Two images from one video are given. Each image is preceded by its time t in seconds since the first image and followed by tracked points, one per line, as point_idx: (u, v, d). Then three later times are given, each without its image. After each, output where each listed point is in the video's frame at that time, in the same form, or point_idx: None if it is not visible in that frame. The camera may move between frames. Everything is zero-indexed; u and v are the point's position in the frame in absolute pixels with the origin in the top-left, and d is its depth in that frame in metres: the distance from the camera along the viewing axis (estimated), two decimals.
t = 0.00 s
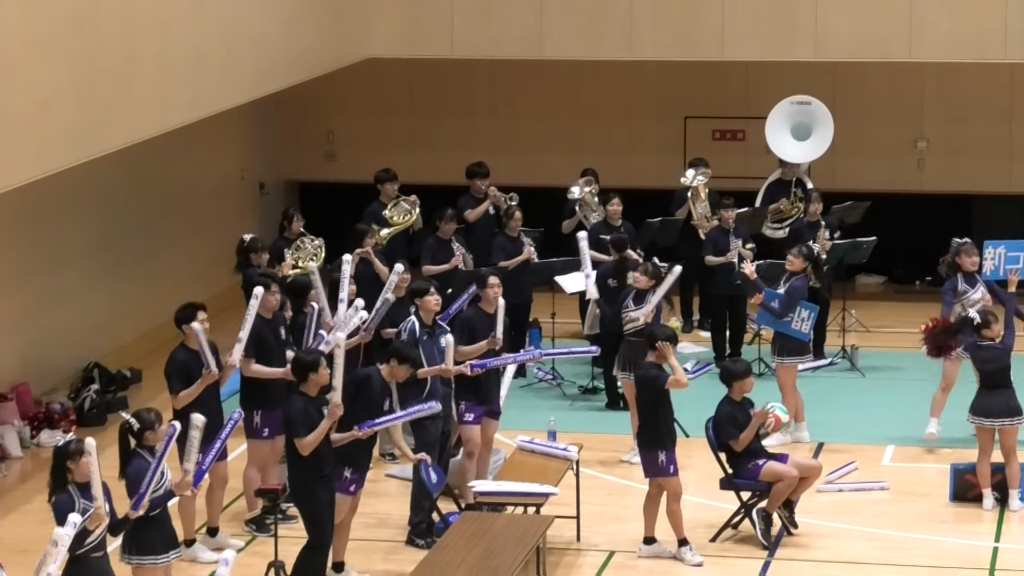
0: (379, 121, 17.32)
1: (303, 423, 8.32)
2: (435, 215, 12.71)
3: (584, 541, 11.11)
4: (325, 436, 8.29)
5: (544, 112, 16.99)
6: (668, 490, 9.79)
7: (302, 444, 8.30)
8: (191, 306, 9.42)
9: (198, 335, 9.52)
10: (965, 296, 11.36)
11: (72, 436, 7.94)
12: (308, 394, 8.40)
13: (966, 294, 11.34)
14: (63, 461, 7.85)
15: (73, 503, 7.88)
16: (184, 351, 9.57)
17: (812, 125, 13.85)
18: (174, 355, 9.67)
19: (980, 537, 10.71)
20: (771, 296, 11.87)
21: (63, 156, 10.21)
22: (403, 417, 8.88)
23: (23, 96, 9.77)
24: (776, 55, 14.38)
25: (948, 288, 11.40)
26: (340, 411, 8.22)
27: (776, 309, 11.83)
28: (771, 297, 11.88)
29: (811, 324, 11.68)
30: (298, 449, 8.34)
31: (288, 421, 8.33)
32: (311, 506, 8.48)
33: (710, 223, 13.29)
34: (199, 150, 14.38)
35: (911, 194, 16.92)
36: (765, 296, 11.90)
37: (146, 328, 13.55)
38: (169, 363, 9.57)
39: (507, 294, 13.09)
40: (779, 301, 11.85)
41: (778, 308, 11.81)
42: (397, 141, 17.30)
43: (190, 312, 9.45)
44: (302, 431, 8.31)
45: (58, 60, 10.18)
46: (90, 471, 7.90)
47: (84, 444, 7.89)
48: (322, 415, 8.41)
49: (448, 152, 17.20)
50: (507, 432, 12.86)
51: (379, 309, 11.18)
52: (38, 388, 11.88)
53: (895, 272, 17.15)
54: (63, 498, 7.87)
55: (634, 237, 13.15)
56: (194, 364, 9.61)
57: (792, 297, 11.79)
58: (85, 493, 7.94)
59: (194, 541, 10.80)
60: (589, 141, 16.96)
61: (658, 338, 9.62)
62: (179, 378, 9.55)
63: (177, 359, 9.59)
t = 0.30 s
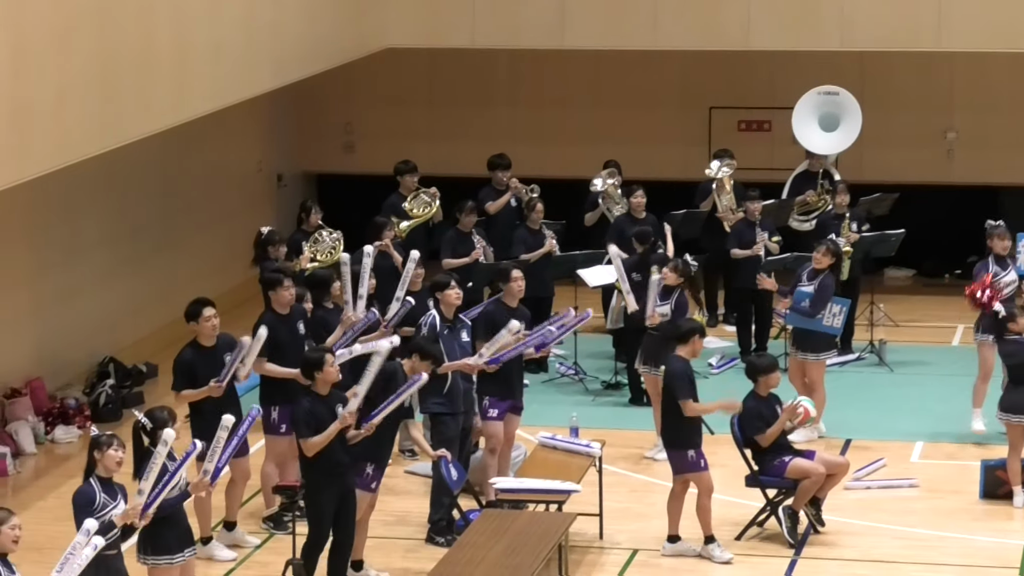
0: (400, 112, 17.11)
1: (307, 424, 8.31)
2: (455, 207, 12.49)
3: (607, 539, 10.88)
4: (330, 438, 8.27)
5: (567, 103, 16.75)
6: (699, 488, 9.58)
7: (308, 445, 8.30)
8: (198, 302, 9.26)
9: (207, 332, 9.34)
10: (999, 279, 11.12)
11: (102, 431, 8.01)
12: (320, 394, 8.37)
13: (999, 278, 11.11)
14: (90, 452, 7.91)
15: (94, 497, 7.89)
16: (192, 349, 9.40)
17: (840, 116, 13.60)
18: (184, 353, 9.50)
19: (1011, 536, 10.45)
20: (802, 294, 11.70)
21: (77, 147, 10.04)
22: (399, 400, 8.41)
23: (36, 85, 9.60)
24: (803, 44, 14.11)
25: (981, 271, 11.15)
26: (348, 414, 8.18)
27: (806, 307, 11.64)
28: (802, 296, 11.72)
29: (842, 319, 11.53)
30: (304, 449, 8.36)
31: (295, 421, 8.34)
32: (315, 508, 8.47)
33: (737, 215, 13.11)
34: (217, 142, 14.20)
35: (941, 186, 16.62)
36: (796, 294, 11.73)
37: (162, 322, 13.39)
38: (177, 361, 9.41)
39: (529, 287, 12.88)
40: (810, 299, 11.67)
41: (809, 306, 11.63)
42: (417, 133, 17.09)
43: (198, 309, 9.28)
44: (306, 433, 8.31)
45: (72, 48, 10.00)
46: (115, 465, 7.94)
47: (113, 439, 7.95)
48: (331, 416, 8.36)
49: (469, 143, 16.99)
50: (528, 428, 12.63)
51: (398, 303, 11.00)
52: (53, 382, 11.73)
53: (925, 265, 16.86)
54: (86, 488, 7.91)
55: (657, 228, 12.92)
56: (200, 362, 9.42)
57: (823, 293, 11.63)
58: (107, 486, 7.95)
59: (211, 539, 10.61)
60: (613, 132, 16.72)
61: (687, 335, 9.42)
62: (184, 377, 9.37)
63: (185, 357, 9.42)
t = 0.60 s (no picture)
0: (421, 102, 16.68)
1: (308, 421, 8.27)
2: (475, 198, 12.05)
3: (633, 543, 10.42)
4: (331, 437, 8.22)
5: (592, 91, 16.29)
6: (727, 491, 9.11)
7: (308, 442, 8.27)
8: (211, 298, 8.77)
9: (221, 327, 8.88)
10: None
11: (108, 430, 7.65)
12: (324, 390, 8.33)
13: None
14: (93, 453, 7.54)
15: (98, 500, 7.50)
16: (206, 344, 8.94)
17: (876, 103, 13.16)
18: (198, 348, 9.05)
19: None
20: (835, 287, 11.21)
21: (85, 136, 9.65)
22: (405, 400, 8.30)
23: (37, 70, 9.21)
24: (837, 29, 13.61)
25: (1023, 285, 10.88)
26: (352, 423, 8.16)
27: (840, 300, 11.15)
28: (834, 289, 11.23)
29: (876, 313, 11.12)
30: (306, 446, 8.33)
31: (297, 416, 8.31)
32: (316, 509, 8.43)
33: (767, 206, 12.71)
34: (231, 132, 13.81)
35: (978, 176, 16.10)
36: (828, 288, 11.24)
37: (173, 317, 13.01)
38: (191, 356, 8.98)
39: (552, 281, 12.44)
40: (843, 292, 11.17)
41: (841, 299, 11.13)
42: (438, 123, 16.66)
43: (210, 303, 8.81)
44: (307, 430, 8.28)
45: (77, 33, 9.60)
46: (120, 466, 7.56)
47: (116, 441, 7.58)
48: (335, 413, 8.31)
49: (490, 133, 16.55)
50: (551, 428, 12.19)
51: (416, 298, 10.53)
52: (59, 380, 11.36)
53: (962, 257, 16.34)
54: (90, 491, 7.52)
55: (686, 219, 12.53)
56: (215, 358, 8.97)
57: (856, 286, 11.12)
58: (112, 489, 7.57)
59: (222, 542, 10.20)
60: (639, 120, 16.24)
61: (728, 332, 8.96)
62: (198, 374, 8.93)
63: (199, 352, 8.96)
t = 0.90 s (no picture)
0: (444, 89, 16.21)
1: (313, 416, 7.79)
2: (497, 188, 11.58)
3: (663, 547, 9.94)
4: (335, 433, 7.76)
5: (621, 76, 15.78)
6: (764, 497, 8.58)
7: (312, 439, 7.80)
8: (235, 288, 8.37)
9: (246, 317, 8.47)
10: None
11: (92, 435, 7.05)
12: (331, 385, 7.86)
13: None
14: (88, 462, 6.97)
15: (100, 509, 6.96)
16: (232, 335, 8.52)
17: (916, 87, 12.67)
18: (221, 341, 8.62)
19: None
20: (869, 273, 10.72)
21: (91, 125, 9.22)
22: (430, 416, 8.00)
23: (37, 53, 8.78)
24: (877, 11, 13.07)
25: None
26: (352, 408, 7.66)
27: (875, 287, 10.66)
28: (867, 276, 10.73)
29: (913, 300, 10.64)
30: (310, 443, 7.85)
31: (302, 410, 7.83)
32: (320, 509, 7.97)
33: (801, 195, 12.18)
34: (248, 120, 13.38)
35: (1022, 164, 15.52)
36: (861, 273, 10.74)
37: (185, 311, 12.60)
38: (217, 349, 8.54)
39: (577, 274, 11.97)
40: (878, 279, 10.69)
41: (878, 286, 10.64)
42: (462, 110, 16.19)
43: (235, 293, 8.39)
44: (312, 425, 7.80)
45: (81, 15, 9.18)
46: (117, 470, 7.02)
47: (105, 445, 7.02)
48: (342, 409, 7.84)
49: (516, 120, 16.08)
50: (577, 428, 11.70)
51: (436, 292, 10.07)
52: (64, 379, 10.95)
53: (1005, 249, 15.77)
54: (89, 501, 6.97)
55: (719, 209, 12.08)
56: (242, 350, 8.55)
57: (889, 272, 10.67)
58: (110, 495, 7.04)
59: (236, 546, 9.72)
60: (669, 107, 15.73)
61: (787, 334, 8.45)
62: (228, 366, 8.50)
63: (225, 343, 8.54)
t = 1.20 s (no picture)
0: (473, 76, 15.72)
1: (333, 416, 7.34)
2: (524, 177, 11.10)
3: (698, 552, 9.46)
4: (356, 433, 7.34)
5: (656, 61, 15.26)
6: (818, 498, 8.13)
7: (330, 439, 7.36)
8: (260, 275, 8.12)
9: (273, 305, 8.13)
10: None
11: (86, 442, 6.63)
12: (348, 382, 7.45)
13: None
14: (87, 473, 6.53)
15: (109, 516, 6.55)
16: (259, 323, 8.13)
17: (962, 72, 12.23)
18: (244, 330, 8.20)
19: None
20: (907, 263, 10.18)
21: (106, 111, 8.81)
22: (449, 420, 7.50)
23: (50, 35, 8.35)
24: None
25: None
26: (379, 413, 7.24)
27: (915, 275, 10.12)
28: (906, 266, 10.19)
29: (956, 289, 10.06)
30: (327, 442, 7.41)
31: (319, 409, 7.36)
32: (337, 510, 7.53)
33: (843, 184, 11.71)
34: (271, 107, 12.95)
35: None
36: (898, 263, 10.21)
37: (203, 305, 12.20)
38: (245, 336, 8.11)
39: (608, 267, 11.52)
40: (916, 268, 10.15)
41: (918, 275, 10.09)
42: (490, 97, 15.72)
43: (259, 281, 8.12)
44: (331, 424, 7.35)
45: None
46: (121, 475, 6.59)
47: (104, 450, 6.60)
48: (359, 408, 7.43)
49: (545, 106, 15.60)
50: (608, 428, 11.21)
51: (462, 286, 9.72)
52: (75, 376, 10.56)
53: None
54: (96, 512, 6.55)
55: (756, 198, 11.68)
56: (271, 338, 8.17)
57: (928, 260, 10.11)
58: (117, 502, 6.61)
59: (256, 548, 9.14)
60: (705, 93, 15.21)
61: (841, 332, 8.01)
62: (263, 350, 8.08)
63: (253, 331, 8.12)
